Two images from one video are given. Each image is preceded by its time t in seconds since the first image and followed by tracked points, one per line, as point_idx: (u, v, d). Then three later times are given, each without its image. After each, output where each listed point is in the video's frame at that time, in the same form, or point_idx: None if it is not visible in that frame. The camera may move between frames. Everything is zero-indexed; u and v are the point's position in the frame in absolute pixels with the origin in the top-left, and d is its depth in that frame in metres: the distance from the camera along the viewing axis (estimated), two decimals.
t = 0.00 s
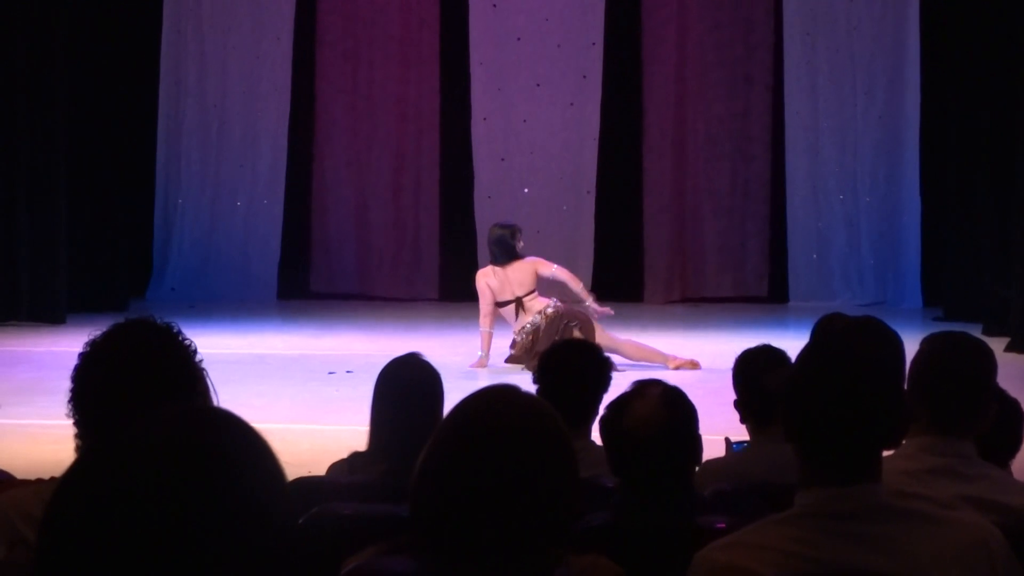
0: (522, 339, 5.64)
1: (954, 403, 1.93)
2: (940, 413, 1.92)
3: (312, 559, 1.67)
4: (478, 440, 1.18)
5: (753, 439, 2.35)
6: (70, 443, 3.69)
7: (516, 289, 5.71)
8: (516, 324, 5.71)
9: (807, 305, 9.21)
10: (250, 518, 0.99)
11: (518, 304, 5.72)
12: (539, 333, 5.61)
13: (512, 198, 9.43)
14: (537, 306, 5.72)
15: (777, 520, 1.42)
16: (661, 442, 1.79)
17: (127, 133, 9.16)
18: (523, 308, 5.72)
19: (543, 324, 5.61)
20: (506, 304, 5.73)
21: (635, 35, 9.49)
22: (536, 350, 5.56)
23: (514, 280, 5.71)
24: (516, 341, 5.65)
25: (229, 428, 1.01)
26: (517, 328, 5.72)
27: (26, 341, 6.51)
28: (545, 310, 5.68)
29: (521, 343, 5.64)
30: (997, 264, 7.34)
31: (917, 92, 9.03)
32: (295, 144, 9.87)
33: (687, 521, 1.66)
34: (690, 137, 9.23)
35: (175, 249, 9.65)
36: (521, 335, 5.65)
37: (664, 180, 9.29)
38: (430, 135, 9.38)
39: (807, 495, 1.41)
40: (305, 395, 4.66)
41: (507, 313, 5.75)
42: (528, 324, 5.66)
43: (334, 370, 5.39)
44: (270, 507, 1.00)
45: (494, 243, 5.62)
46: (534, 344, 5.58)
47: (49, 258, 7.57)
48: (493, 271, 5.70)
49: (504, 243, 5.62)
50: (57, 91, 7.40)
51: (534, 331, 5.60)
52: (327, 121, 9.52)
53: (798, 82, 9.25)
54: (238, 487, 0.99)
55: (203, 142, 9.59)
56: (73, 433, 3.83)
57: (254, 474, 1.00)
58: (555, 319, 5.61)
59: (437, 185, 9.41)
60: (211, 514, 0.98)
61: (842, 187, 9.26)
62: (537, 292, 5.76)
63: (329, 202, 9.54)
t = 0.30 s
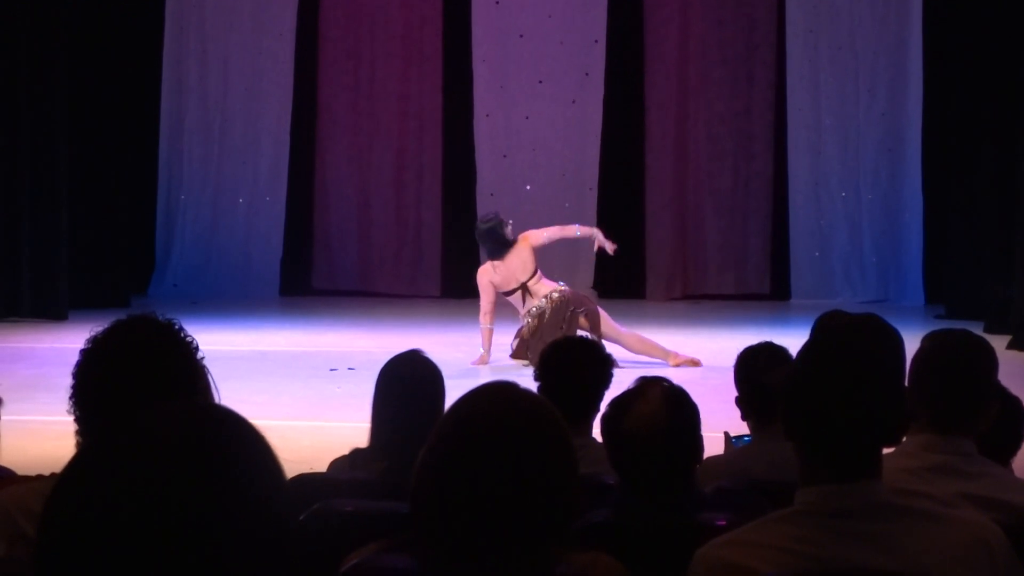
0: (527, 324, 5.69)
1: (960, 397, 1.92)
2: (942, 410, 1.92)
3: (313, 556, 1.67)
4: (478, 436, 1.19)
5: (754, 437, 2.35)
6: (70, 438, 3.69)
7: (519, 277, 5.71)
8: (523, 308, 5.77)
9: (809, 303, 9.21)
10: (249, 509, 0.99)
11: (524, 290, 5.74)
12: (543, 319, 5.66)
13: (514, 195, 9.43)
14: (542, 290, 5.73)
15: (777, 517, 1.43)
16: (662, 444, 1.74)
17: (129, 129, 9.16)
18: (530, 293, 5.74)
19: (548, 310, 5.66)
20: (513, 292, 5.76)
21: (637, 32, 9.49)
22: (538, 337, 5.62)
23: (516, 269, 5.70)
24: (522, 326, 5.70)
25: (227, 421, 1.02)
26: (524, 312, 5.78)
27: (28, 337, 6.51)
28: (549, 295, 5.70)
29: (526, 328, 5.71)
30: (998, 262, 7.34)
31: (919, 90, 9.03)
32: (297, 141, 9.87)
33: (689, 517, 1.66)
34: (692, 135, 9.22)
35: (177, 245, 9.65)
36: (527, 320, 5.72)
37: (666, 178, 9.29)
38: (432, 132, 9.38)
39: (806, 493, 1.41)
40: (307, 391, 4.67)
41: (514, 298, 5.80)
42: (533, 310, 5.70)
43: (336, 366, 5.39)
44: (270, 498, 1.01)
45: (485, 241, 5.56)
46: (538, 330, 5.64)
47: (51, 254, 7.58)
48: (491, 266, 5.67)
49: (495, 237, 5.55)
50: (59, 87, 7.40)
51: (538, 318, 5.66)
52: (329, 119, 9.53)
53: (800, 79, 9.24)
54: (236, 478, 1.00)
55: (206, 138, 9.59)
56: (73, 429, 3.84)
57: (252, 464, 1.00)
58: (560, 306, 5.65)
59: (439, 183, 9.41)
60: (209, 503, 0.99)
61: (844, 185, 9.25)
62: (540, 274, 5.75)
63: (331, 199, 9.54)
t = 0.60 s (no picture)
0: (531, 319, 5.71)
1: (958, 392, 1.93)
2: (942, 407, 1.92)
3: (315, 555, 1.66)
4: (477, 435, 1.19)
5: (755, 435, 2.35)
6: (71, 439, 3.69)
7: (524, 272, 5.70)
8: (527, 303, 5.78)
9: (811, 300, 9.20)
10: (251, 509, 0.99)
11: (530, 285, 5.74)
12: (547, 315, 5.68)
13: (516, 193, 9.43)
14: (548, 286, 5.75)
15: (778, 515, 1.43)
16: (668, 444, 1.73)
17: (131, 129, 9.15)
18: (535, 288, 5.75)
19: (551, 306, 5.68)
20: (518, 288, 5.75)
21: (638, 30, 9.48)
22: (540, 332, 5.63)
23: (521, 264, 5.67)
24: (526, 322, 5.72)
25: (228, 420, 1.02)
26: (529, 306, 5.79)
27: (30, 337, 6.52)
28: (554, 293, 5.72)
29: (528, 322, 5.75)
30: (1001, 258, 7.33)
31: (920, 87, 9.02)
32: (298, 140, 9.87)
33: (691, 514, 1.65)
34: (693, 132, 9.21)
35: (178, 245, 9.65)
36: (531, 315, 5.74)
37: (668, 175, 9.29)
38: (433, 131, 9.38)
39: (805, 491, 1.41)
40: (308, 390, 4.67)
41: (520, 293, 5.79)
42: (538, 305, 5.73)
43: (337, 365, 5.39)
44: (272, 497, 1.01)
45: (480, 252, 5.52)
46: (540, 327, 5.65)
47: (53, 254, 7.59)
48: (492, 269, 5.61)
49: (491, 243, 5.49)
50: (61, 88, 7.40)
51: (541, 314, 5.68)
52: (330, 118, 9.53)
53: (801, 77, 9.24)
54: (237, 477, 1.00)
55: (207, 138, 9.59)
56: (73, 429, 3.83)
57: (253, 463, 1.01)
58: (563, 303, 5.67)
59: (440, 181, 9.41)
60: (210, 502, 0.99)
61: (846, 182, 9.25)
62: (546, 269, 5.76)
63: (332, 198, 9.54)
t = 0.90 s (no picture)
0: (535, 315, 5.71)
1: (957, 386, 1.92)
2: (943, 403, 1.92)
3: (316, 551, 1.66)
4: (475, 433, 1.19)
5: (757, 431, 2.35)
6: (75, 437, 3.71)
7: (528, 270, 5.71)
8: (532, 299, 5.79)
9: (813, 296, 9.20)
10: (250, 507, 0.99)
11: (534, 281, 5.75)
12: (551, 310, 5.67)
13: (517, 190, 9.42)
14: (552, 282, 5.76)
15: (780, 511, 1.43)
16: (676, 443, 1.72)
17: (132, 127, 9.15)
18: (539, 284, 5.76)
19: (556, 302, 5.68)
20: (522, 283, 5.75)
21: (639, 26, 9.48)
22: (544, 327, 5.62)
23: (526, 261, 5.69)
24: (529, 319, 5.71)
25: (229, 417, 1.02)
26: (534, 303, 5.80)
27: (33, 336, 6.53)
28: (558, 288, 5.72)
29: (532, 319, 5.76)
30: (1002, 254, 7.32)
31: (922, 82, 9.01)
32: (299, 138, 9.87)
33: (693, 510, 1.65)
34: (695, 129, 9.20)
35: (180, 243, 9.66)
36: (534, 311, 5.74)
37: (669, 172, 9.29)
38: (434, 128, 9.38)
39: (807, 486, 1.41)
40: (310, 388, 4.67)
41: (525, 289, 5.81)
42: (542, 301, 5.73)
43: (339, 363, 5.40)
44: (272, 497, 1.00)
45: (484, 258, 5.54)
46: (545, 321, 5.63)
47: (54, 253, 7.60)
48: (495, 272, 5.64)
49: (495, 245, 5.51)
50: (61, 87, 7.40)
51: (545, 310, 5.67)
52: (331, 115, 9.53)
53: (803, 73, 9.23)
54: (236, 475, 1.00)
55: (208, 136, 9.59)
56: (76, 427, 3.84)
57: (254, 462, 1.00)
58: (568, 298, 5.67)
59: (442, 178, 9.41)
60: (212, 500, 0.99)
61: (848, 178, 9.25)
62: (551, 266, 5.77)
63: (334, 196, 9.54)
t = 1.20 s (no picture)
0: (536, 317, 5.71)
1: (961, 386, 1.92)
2: (946, 400, 1.92)
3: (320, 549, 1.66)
4: (476, 431, 1.19)
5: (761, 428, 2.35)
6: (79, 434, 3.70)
7: (528, 272, 5.69)
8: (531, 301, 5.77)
9: (815, 294, 9.20)
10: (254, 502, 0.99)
11: (533, 283, 5.73)
12: (552, 312, 5.67)
13: (520, 188, 9.42)
14: (552, 283, 5.74)
15: (783, 509, 1.42)
16: (681, 441, 1.72)
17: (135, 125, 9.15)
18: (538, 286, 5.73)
19: (556, 304, 5.67)
20: (521, 285, 5.74)
21: (642, 23, 9.47)
22: (545, 329, 5.63)
23: (526, 264, 5.66)
24: (531, 320, 5.71)
25: (234, 413, 1.02)
26: (533, 304, 5.78)
27: (35, 333, 6.54)
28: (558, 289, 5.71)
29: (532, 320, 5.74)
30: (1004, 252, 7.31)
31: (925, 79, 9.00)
32: (302, 135, 9.87)
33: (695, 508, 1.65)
34: (697, 126, 9.20)
35: (183, 241, 9.67)
36: (534, 312, 5.74)
37: (672, 169, 9.29)
38: (437, 126, 9.38)
39: (810, 484, 1.41)
40: (313, 386, 4.68)
41: (524, 290, 5.78)
42: (543, 302, 5.72)
43: (342, 360, 5.40)
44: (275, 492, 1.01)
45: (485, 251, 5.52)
46: (546, 323, 5.65)
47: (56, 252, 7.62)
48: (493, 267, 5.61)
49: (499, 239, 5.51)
50: (62, 85, 7.40)
51: (546, 311, 5.67)
52: (334, 113, 9.52)
53: (806, 70, 9.23)
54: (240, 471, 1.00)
55: (211, 134, 9.59)
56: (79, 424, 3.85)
57: (257, 456, 1.01)
58: (569, 299, 5.66)
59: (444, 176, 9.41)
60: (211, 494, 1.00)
61: (850, 175, 9.24)
62: (550, 267, 5.74)
63: (336, 194, 9.55)
